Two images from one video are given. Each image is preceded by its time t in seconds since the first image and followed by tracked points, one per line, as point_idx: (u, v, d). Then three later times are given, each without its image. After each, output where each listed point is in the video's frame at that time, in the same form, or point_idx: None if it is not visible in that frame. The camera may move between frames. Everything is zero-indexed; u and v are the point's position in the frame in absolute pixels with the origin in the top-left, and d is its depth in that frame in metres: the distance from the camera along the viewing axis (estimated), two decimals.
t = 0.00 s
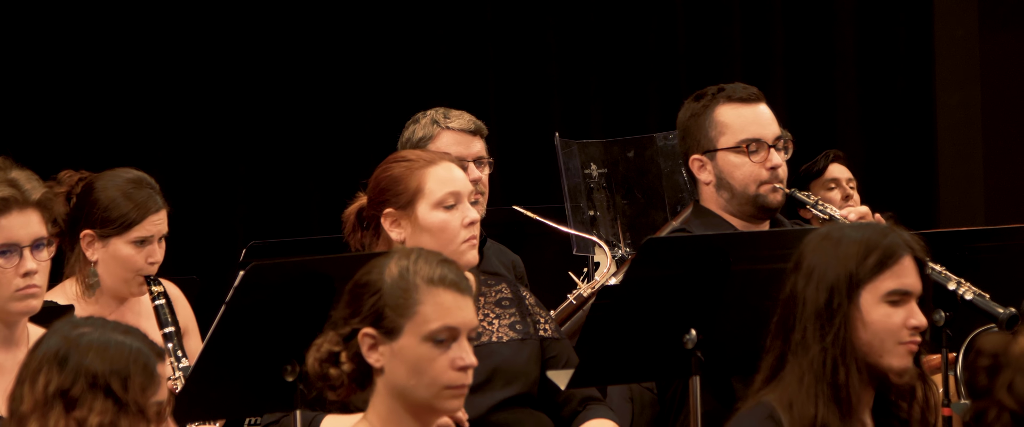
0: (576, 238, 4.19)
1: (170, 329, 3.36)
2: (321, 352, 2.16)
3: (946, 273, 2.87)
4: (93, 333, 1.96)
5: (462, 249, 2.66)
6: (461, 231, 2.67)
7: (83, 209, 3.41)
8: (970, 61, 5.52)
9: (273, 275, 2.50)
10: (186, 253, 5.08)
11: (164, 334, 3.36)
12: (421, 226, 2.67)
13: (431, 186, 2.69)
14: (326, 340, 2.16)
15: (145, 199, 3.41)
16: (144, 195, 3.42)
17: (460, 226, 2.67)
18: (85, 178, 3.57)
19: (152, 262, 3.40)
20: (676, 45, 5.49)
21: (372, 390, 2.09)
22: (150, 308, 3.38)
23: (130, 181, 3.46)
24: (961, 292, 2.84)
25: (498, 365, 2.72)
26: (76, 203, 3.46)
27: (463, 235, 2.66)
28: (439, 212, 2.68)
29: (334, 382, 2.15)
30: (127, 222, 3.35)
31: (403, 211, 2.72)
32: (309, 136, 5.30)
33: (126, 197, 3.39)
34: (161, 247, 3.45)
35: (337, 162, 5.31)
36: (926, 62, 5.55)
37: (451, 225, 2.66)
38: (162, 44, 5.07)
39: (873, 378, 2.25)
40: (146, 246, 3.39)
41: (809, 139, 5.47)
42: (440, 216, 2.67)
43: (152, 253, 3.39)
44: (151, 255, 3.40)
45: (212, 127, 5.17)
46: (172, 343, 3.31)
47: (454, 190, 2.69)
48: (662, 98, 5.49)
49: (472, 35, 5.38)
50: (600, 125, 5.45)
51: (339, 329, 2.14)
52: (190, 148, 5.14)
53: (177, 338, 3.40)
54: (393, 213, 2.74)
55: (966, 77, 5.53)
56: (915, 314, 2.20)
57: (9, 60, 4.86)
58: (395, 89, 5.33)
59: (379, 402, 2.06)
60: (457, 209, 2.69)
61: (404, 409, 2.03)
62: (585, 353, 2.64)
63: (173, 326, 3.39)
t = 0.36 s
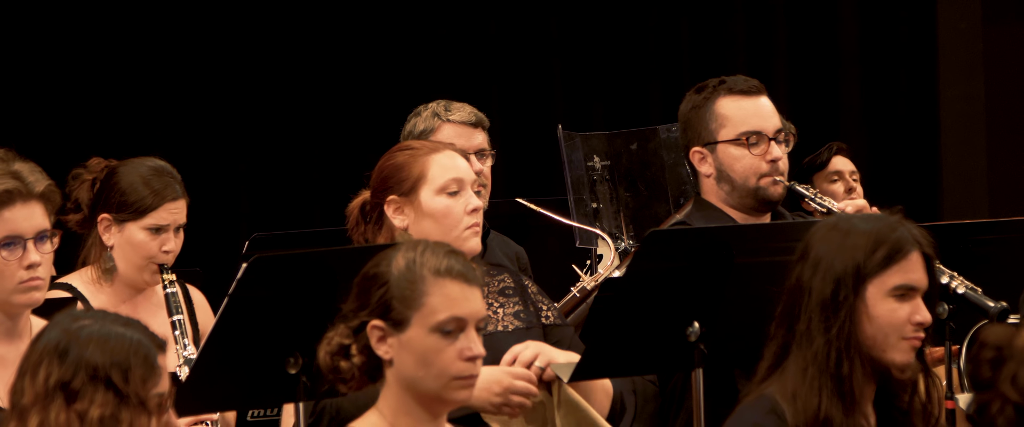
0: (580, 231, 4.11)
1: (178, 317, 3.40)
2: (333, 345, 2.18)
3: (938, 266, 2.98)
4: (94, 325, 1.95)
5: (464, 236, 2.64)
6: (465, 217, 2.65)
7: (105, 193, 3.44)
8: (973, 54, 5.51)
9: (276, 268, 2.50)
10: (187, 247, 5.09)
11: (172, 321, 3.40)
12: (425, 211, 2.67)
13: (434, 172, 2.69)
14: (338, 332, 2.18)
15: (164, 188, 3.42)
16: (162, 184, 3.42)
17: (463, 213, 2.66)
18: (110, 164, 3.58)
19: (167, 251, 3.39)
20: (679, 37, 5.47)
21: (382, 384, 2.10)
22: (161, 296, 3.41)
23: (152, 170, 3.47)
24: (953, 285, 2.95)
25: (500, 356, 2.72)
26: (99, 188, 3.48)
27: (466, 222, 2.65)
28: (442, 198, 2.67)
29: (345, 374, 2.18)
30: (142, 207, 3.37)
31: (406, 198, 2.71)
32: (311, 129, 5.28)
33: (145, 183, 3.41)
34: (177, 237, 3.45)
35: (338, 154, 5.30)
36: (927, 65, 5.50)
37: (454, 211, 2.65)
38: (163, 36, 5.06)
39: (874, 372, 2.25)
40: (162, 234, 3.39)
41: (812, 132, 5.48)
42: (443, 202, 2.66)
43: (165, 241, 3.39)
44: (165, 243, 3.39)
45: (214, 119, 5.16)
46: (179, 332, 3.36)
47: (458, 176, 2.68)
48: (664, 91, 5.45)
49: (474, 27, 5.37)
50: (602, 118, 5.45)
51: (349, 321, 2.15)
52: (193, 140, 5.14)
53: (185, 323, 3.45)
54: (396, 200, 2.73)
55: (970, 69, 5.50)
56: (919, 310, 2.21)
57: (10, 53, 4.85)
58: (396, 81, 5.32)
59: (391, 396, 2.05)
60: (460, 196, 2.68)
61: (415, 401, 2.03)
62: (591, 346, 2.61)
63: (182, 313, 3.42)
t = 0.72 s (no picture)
0: (587, 230, 4.13)
1: (200, 308, 3.40)
2: (335, 343, 2.15)
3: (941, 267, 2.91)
4: (101, 325, 1.95)
5: (479, 233, 2.64)
6: (480, 214, 2.65)
7: (130, 184, 3.47)
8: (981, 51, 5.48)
9: (283, 267, 2.49)
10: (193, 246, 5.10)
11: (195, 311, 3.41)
12: (439, 207, 2.67)
13: (449, 169, 2.69)
14: (340, 331, 2.15)
15: (189, 179, 3.45)
16: (187, 175, 3.45)
17: (478, 210, 2.65)
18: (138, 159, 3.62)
19: (190, 241, 3.40)
20: (687, 36, 5.45)
21: (386, 379, 2.07)
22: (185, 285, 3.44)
23: (178, 162, 3.48)
24: (957, 286, 2.89)
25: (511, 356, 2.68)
26: (126, 180, 3.51)
27: (481, 219, 2.64)
28: (457, 194, 2.66)
29: (348, 373, 2.14)
30: (167, 196, 3.39)
31: (421, 193, 2.71)
32: (319, 127, 5.28)
33: (170, 174, 3.44)
34: (201, 227, 3.46)
35: (346, 151, 5.28)
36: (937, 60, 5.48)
37: (469, 207, 2.65)
38: (171, 34, 5.06)
39: (888, 368, 2.24)
40: (186, 223, 3.41)
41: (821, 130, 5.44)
42: (458, 198, 2.66)
43: (190, 231, 3.40)
44: (188, 233, 3.40)
45: (222, 117, 5.16)
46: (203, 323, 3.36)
47: (473, 173, 2.68)
48: (673, 89, 5.45)
49: (481, 25, 5.36)
50: (610, 116, 5.44)
51: (352, 320, 2.13)
52: (200, 138, 5.13)
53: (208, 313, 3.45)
54: (411, 196, 2.72)
55: (977, 67, 5.48)
56: (933, 306, 2.19)
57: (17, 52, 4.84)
58: (403, 80, 5.31)
59: (393, 393, 2.05)
60: (475, 192, 2.68)
61: (417, 399, 2.02)
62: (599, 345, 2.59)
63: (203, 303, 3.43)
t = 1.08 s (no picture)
0: (597, 234, 4.18)
1: (222, 304, 3.44)
2: (333, 347, 2.12)
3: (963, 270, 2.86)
4: (107, 330, 1.95)
5: (489, 241, 2.63)
6: (491, 222, 2.64)
7: (140, 187, 3.41)
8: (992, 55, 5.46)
9: (292, 270, 2.48)
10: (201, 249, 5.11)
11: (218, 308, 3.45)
12: (451, 214, 2.66)
13: (462, 175, 2.68)
14: (338, 334, 2.12)
15: (200, 177, 3.40)
16: (198, 174, 3.40)
17: (489, 217, 2.64)
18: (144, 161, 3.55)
19: (207, 240, 3.36)
20: (695, 40, 5.45)
21: (383, 385, 2.05)
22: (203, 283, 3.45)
23: (187, 160, 3.44)
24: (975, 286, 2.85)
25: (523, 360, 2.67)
26: (133, 183, 3.45)
27: (492, 227, 2.63)
28: (469, 201, 2.66)
29: (345, 377, 2.11)
30: (181, 196, 3.34)
31: (433, 199, 2.70)
32: (327, 130, 5.28)
33: (181, 174, 3.38)
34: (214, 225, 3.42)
35: (355, 155, 5.29)
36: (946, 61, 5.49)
37: (481, 215, 2.64)
38: (179, 38, 5.06)
39: (926, 377, 2.21)
40: (202, 222, 3.36)
41: (830, 133, 5.46)
42: (469, 206, 2.65)
43: (206, 230, 3.36)
44: (205, 232, 3.36)
45: (229, 121, 5.16)
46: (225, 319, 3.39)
47: (485, 180, 2.67)
48: (682, 94, 5.44)
49: (489, 29, 5.36)
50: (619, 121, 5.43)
51: (350, 324, 2.10)
52: (209, 142, 5.12)
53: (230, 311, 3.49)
54: (423, 201, 2.72)
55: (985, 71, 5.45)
56: (976, 318, 2.16)
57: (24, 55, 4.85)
58: (411, 84, 5.31)
59: (389, 398, 2.02)
60: (487, 199, 2.67)
61: (413, 404, 1.99)
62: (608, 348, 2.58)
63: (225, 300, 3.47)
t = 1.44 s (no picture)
0: (587, 231, 4.17)
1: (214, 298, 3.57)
2: (315, 345, 2.12)
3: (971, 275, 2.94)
4: (99, 326, 1.93)
5: (481, 240, 2.64)
6: (483, 222, 2.65)
7: (120, 186, 3.38)
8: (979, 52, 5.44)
9: (283, 267, 2.49)
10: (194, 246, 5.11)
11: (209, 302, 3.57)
12: (444, 212, 2.67)
13: (456, 174, 2.69)
14: (320, 332, 2.12)
15: (180, 172, 3.38)
16: (178, 168, 3.39)
17: (481, 217, 2.65)
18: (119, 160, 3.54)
19: (192, 234, 3.36)
20: (688, 37, 5.45)
21: (367, 383, 2.05)
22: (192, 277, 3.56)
23: (164, 155, 3.42)
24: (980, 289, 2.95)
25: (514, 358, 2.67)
26: (112, 182, 3.42)
27: (484, 226, 2.64)
28: (462, 200, 2.66)
29: (328, 375, 2.10)
30: (163, 193, 3.33)
31: (426, 196, 2.71)
32: (320, 127, 5.28)
33: (160, 170, 3.36)
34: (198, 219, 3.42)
35: (347, 153, 5.29)
36: (938, 61, 5.50)
37: (473, 214, 2.65)
38: (173, 34, 5.07)
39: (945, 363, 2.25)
40: (185, 217, 3.37)
41: (822, 130, 5.47)
42: (462, 204, 2.66)
43: (192, 224, 3.36)
44: (190, 226, 3.36)
45: (224, 118, 5.17)
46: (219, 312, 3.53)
47: (479, 180, 2.68)
48: (674, 91, 5.45)
49: (483, 26, 5.36)
50: (611, 117, 5.44)
51: (333, 322, 2.10)
52: (200, 139, 5.14)
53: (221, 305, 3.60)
54: (415, 197, 2.72)
55: (977, 69, 5.45)
56: (993, 307, 2.18)
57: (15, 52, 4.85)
58: (404, 81, 5.32)
59: (374, 396, 2.03)
60: (480, 199, 2.68)
61: (399, 402, 2.00)
62: (597, 344, 2.60)
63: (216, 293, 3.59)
